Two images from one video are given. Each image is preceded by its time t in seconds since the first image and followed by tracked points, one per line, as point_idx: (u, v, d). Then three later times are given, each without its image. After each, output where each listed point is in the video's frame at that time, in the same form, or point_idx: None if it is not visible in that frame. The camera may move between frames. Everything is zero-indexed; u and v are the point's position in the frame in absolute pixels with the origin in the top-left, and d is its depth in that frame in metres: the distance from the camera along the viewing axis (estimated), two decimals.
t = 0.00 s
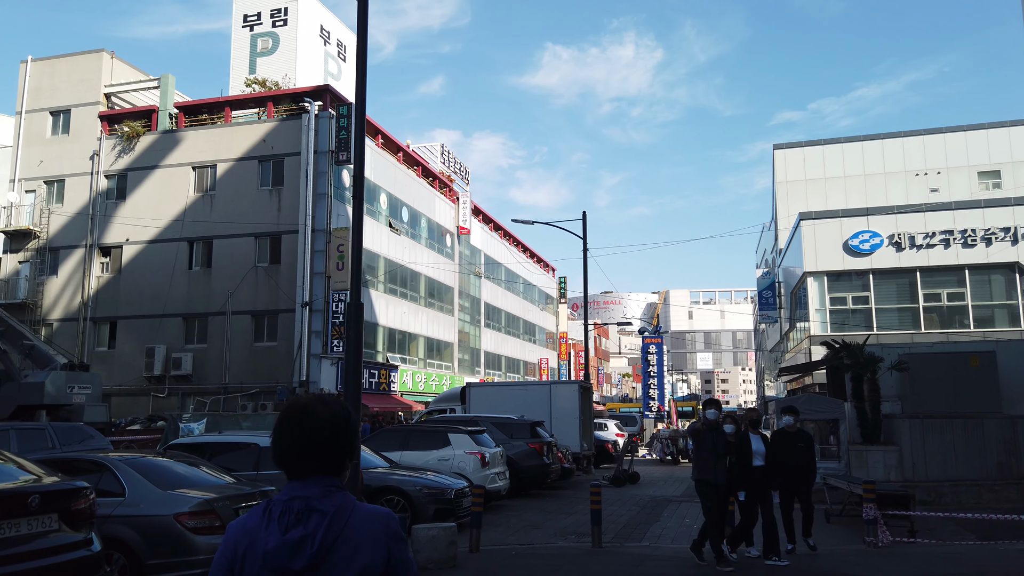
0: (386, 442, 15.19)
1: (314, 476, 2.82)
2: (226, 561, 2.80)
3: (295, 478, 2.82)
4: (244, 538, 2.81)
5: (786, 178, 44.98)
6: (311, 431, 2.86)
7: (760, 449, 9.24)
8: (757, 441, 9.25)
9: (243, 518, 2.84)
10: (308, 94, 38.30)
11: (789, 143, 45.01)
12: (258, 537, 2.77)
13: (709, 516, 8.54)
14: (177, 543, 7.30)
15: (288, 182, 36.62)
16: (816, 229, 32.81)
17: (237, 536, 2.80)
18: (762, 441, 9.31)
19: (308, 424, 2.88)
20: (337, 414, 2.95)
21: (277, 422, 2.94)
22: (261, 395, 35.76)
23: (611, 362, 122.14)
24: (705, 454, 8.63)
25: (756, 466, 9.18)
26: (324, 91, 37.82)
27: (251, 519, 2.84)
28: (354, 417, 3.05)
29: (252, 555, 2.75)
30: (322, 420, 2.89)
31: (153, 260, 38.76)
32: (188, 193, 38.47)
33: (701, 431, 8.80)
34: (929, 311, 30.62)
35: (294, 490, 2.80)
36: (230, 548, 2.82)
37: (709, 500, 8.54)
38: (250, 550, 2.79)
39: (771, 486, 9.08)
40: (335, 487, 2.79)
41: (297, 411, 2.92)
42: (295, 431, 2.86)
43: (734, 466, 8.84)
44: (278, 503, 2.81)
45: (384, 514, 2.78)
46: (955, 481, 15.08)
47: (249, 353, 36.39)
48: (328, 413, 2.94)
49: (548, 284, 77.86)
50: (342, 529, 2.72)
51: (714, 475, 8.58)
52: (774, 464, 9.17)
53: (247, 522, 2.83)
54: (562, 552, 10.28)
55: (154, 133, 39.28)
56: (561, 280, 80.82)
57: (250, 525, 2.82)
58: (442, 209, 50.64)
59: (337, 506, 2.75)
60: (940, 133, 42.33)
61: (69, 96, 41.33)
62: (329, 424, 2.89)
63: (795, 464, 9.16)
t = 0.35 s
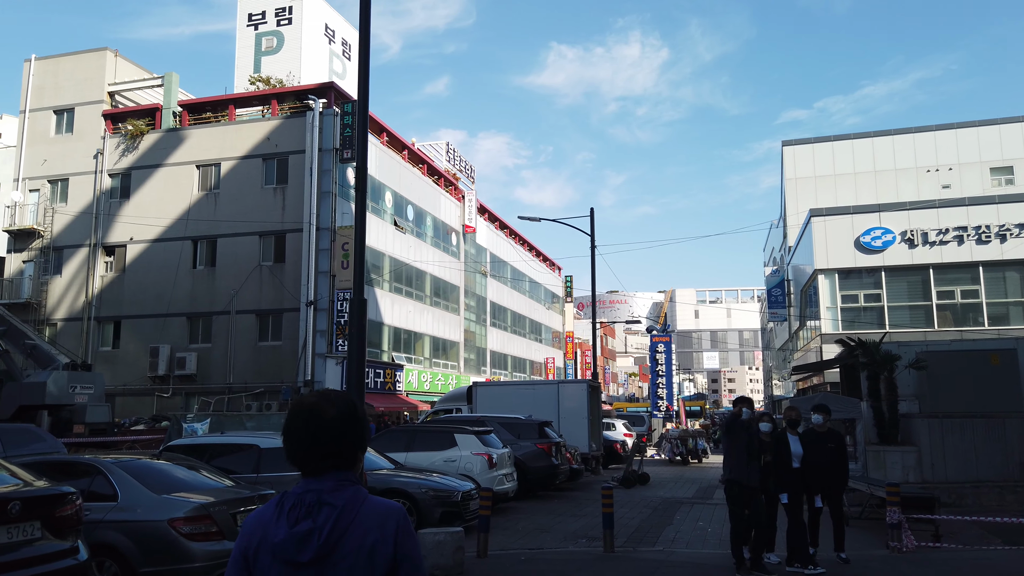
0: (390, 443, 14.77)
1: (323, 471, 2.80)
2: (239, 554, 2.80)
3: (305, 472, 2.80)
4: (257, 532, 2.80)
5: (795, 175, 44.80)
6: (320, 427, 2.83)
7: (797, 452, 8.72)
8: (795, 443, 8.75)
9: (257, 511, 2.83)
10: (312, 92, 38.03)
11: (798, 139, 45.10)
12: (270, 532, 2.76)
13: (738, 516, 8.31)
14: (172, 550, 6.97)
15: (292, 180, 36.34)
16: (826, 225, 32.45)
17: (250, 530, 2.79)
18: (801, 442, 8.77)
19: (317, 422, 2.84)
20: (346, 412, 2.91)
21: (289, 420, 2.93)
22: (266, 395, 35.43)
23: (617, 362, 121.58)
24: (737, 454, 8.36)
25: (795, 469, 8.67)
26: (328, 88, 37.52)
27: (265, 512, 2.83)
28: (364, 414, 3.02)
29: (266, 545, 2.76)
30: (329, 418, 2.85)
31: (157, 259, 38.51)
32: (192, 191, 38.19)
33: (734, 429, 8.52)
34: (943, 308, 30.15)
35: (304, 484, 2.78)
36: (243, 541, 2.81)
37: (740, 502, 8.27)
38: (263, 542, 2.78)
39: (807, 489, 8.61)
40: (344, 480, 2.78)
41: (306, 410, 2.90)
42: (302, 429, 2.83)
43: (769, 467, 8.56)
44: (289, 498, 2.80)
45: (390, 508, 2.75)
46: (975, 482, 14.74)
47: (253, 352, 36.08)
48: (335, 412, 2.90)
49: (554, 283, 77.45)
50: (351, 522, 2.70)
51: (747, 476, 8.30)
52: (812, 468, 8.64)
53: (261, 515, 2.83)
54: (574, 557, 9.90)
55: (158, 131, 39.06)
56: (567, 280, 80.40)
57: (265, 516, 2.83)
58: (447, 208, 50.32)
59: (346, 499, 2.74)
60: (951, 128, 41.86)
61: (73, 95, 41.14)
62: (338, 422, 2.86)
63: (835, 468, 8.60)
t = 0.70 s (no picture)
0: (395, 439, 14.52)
1: (368, 473, 2.65)
2: (288, 553, 2.71)
3: (352, 475, 2.66)
4: (306, 532, 2.70)
5: (803, 170, 44.52)
6: (366, 429, 2.67)
7: (840, 450, 8.24)
8: (838, 441, 8.29)
9: (307, 511, 2.74)
10: (315, 86, 37.66)
11: (805, 133, 44.75)
12: (316, 533, 2.66)
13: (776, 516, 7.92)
14: (166, 550, 6.62)
15: (294, 175, 36.00)
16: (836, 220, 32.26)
17: (299, 529, 2.71)
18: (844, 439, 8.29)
19: (364, 424, 2.68)
20: (398, 415, 2.74)
21: (340, 419, 2.79)
22: (268, 391, 35.15)
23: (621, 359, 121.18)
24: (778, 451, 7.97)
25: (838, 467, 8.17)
26: (330, 82, 37.11)
27: (313, 513, 2.74)
28: (419, 419, 2.82)
29: (311, 547, 2.66)
30: (379, 420, 2.69)
31: (158, 255, 38.20)
32: (194, 186, 37.86)
33: (776, 425, 8.16)
34: (954, 303, 29.75)
35: (351, 486, 2.65)
36: (292, 540, 2.73)
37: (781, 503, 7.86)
38: (309, 544, 2.68)
39: (849, 490, 8.04)
40: (391, 486, 2.61)
41: (356, 410, 2.75)
42: (349, 430, 2.70)
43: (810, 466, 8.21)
44: (336, 498, 2.68)
45: (436, 517, 2.56)
46: (996, 478, 14.45)
47: (255, 348, 35.79)
48: (385, 415, 2.73)
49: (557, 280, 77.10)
50: (395, 528, 2.54)
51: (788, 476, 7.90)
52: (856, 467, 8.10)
53: (311, 514, 2.74)
54: (585, 557, 9.50)
55: (159, 126, 38.71)
56: (570, 276, 80.03)
57: (311, 517, 2.72)
58: (450, 203, 49.91)
59: (390, 506, 2.58)
60: (960, 122, 41.41)
61: (74, 90, 40.80)
62: (386, 426, 2.69)
63: (876, 467, 8.10)
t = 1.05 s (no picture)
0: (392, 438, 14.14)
1: (418, 459, 2.74)
2: (336, 538, 2.75)
3: (401, 459, 2.75)
4: (354, 517, 2.75)
5: (803, 166, 44.18)
6: (415, 415, 2.78)
7: (876, 446, 7.65)
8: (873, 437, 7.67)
9: (352, 496, 2.78)
10: (312, 79, 37.26)
11: (805, 129, 44.42)
12: (367, 518, 2.70)
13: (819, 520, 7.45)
14: (150, 556, 6.26)
15: (290, 169, 35.60)
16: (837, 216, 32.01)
17: (346, 515, 2.74)
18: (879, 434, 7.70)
19: (412, 409, 2.79)
20: (441, 400, 2.86)
21: (383, 406, 2.90)
22: (264, 387, 34.76)
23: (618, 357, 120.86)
24: (825, 448, 7.58)
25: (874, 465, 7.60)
26: (327, 75, 36.68)
27: (361, 498, 2.77)
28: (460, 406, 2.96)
29: (362, 532, 2.70)
30: (428, 407, 2.80)
31: (152, 250, 37.77)
32: (189, 181, 37.46)
33: (820, 420, 7.73)
34: (956, 300, 29.48)
35: (400, 471, 2.73)
36: (340, 525, 2.76)
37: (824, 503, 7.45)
38: (361, 529, 2.71)
39: (889, 489, 7.51)
40: (439, 470, 2.72)
41: (400, 397, 2.85)
42: (397, 416, 2.79)
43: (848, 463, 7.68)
44: (385, 483, 2.75)
45: (486, 502, 2.67)
46: (1008, 478, 14.21)
47: (251, 344, 35.39)
48: (431, 402, 2.85)
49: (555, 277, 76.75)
50: (447, 511, 2.63)
51: (830, 473, 7.51)
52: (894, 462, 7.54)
53: (357, 499, 2.77)
54: (590, 561, 9.12)
55: (154, 119, 38.27)
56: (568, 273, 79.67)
57: (360, 502, 2.76)
58: (448, 198, 49.50)
59: (440, 489, 2.67)
60: (962, 118, 41.11)
61: (67, 83, 40.29)
62: (434, 412, 2.81)
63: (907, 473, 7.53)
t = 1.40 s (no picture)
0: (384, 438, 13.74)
1: (427, 462, 2.64)
2: (347, 545, 2.63)
3: (410, 464, 2.65)
4: (365, 524, 2.63)
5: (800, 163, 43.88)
6: (423, 417, 2.70)
7: (905, 450, 7.34)
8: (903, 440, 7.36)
9: (362, 502, 2.66)
10: (305, 74, 36.80)
11: (803, 125, 44.12)
12: (377, 524, 2.58)
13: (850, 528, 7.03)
14: (121, 567, 5.88)
15: (284, 165, 35.16)
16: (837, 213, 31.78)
17: (356, 521, 2.62)
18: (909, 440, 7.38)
19: (420, 412, 2.71)
20: (450, 405, 2.79)
21: (393, 410, 2.83)
22: (256, 386, 34.34)
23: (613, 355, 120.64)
24: (859, 453, 7.13)
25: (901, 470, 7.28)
26: (321, 70, 36.23)
27: (370, 505, 2.65)
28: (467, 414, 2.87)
29: (372, 538, 2.58)
30: (435, 409, 2.73)
31: (143, 247, 37.30)
32: (180, 177, 36.96)
33: (853, 422, 7.22)
34: (957, 297, 29.22)
35: (409, 476, 2.62)
36: (351, 532, 2.64)
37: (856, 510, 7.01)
38: (372, 535, 2.59)
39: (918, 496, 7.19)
40: (448, 473, 2.61)
41: (408, 402, 2.78)
42: (406, 419, 2.72)
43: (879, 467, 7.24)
44: (395, 488, 2.63)
45: (497, 505, 2.55)
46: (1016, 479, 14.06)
47: (243, 342, 34.95)
48: (438, 406, 2.77)
49: (551, 276, 76.40)
50: (457, 515, 2.51)
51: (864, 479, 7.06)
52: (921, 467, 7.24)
53: (367, 505, 2.66)
54: (589, 567, 8.74)
55: (145, 115, 37.75)
56: (564, 271, 79.33)
57: (370, 508, 2.64)
58: (443, 195, 49.09)
59: (451, 493, 2.55)
60: (961, 115, 40.84)
61: (57, 78, 39.71)
62: (442, 415, 2.72)
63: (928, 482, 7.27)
